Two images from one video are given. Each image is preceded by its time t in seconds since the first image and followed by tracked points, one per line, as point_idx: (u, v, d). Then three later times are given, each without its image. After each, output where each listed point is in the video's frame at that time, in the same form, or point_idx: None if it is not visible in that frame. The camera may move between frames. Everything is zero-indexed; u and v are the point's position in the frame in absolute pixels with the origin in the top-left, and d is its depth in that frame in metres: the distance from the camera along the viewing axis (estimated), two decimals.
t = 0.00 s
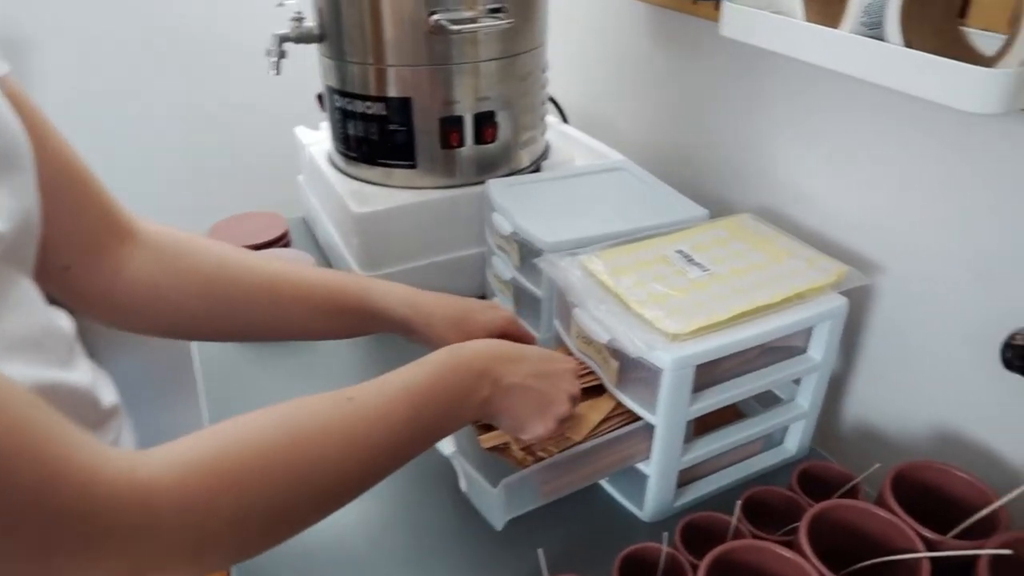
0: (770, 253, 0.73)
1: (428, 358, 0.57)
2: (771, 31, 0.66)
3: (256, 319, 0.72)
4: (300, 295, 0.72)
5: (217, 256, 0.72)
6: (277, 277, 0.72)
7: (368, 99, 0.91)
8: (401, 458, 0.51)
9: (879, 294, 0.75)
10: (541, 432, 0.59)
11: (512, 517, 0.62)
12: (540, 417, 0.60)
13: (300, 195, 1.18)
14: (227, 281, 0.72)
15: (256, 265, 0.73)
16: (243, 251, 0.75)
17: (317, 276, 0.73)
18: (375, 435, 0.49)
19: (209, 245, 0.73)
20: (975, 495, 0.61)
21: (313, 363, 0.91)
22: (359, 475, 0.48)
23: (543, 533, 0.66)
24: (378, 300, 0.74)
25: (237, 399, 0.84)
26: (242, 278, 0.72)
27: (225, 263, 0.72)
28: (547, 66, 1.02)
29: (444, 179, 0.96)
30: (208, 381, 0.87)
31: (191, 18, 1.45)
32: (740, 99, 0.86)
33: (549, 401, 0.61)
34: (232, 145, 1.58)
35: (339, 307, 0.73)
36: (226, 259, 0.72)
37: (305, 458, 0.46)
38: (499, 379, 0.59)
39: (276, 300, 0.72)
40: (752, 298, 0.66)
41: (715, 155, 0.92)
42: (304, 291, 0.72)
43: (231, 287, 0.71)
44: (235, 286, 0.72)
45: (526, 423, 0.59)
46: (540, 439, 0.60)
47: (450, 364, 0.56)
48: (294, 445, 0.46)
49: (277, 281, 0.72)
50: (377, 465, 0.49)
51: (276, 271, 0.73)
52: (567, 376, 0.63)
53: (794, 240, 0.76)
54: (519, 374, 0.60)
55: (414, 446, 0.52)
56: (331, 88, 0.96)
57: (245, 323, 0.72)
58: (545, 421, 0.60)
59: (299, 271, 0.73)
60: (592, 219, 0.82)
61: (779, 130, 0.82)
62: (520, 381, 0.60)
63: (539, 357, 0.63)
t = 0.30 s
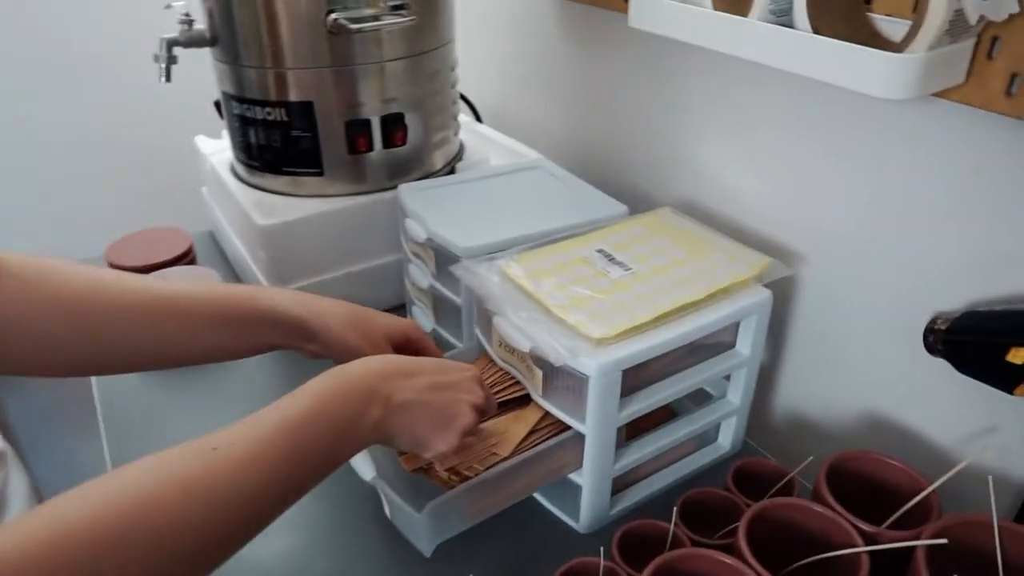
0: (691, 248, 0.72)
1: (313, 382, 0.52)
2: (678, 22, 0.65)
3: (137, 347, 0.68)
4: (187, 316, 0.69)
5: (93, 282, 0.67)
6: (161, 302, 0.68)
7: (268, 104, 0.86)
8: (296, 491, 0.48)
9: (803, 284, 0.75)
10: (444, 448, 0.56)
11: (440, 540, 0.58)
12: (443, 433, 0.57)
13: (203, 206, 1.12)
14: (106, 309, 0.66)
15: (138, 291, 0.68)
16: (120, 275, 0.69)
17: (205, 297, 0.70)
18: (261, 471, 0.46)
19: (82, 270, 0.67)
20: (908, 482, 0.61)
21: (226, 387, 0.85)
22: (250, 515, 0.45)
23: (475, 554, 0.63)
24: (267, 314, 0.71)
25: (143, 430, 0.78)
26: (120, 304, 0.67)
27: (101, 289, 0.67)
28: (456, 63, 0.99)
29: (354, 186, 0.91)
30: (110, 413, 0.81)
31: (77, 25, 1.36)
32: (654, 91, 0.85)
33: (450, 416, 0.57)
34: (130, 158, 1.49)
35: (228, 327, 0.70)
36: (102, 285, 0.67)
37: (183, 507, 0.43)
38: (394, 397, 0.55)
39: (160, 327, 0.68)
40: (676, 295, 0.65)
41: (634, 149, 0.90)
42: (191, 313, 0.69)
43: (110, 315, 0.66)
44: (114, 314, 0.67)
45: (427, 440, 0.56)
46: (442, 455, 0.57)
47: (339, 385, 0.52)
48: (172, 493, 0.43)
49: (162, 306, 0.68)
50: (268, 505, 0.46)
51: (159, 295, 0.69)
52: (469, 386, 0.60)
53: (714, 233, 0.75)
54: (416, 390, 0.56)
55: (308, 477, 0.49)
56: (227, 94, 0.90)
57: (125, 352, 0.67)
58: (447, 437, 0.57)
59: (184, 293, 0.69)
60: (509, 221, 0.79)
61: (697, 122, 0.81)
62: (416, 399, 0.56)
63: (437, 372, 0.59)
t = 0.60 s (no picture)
0: (703, 243, 0.69)
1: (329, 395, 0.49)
2: (684, 7, 0.62)
3: (124, 356, 0.64)
4: (176, 323, 0.65)
5: (77, 287, 0.62)
6: (148, 308, 0.64)
7: (252, 99, 0.82)
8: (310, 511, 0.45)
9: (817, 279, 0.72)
10: (470, 464, 0.53)
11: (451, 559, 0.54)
12: (468, 447, 0.54)
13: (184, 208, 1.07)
14: (91, 317, 0.62)
15: (123, 297, 0.64)
16: (104, 279, 0.65)
17: (195, 301, 0.66)
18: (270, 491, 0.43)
19: (63, 274, 0.63)
20: (939, 483, 0.58)
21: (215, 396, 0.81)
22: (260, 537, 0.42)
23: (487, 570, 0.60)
24: (256, 320, 0.67)
25: (128, 443, 0.74)
26: (106, 312, 0.63)
27: (86, 296, 0.62)
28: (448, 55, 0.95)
29: (343, 184, 0.87)
30: (92, 426, 0.76)
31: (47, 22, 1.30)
32: (657, 82, 0.82)
33: (474, 427, 0.55)
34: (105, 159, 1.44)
35: (218, 333, 0.67)
36: (87, 291, 0.63)
37: (186, 528, 0.40)
38: (415, 413, 0.52)
39: (149, 333, 0.64)
40: (693, 294, 0.61)
41: (636, 142, 0.87)
42: (179, 319, 0.65)
43: (96, 323, 0.62)
44: (100, 322, 0.62)
45: (451, 456, 0.53)
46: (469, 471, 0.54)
47: (355, 398, 0.49)
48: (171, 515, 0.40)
49: (149, 313, 0.64)
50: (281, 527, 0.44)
51: (146, 301, 0.64)
52: (488, 398, 0.57)
53: (727, 227, 0.72)
54: (438, 404, 0.53)
55: (322, 495, 0.46)
56: (208, 89, 0.86)
57: (112, 362, 0.63)
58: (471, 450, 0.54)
59: (172, 298, 0.65)
60: (510, 217, 0.76)
61: (703, 112, 0.77)
62: (437, 415, 0.53)
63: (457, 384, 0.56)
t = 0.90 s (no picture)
0: (754, 241, 0.64)
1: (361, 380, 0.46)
2: None
3: (130, 365, 0.59)
4: (184, 331, 0.60)
5: (78, 292, 0.57)
6: (154, 315, 0.59)
7: (267, 89, 0.77)
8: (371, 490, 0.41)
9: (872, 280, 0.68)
10: (529, 420, 0.50)
11: None
12: (519, 406, 0.50)
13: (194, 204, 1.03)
14: (92, 325, 0.57)
15: (127, 303, 0.59)
16: (108, 280, 0.60)
17: (205, 307, 0.61)
18: (320, 470, 0.39)
19: (64, 276, 0.58)
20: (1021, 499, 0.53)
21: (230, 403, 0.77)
22: (322, 519, 0.38)
23: None
24: (273, 330, 0.62)
25: (138, 453, 0.70)
26: (109, 318, 0.58)
27: (86, 302, 0.57)
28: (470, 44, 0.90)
29: (363, 179, 0.83)
30: (100, 434, 0.72)
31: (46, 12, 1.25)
32: (696, 69, 0.77)
33: (522, 392, 0.51)
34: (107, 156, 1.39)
35: (232, 341, 0.61)
36: (88, 296, 0.57)
37: (223, 520, 0.36)
38: (454, 380, 0.48)
39: (155, 342, 0.59)
40: (751, 295, 0.57)
41: (672, 136, 0.82)
42: (188, 328, 0.60)
43: (98, 331, 0.57)
44: (103, 330, 0.58)
45: (507, 417, 0.49)
46: (530, 435, 0.50)
47: (388, 377, 0.45)
48: (213, 504, 0.36)
49: (155, 320, 0.59)
50: (343, 506, 0.39)
51: (152, 307, 0.59)
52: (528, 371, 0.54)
53: (776, 223, 0.68)
54: (475, 373, 0.50)
55: (366, 493, 0.40)
56: (220, 79, 0.81)
57: (118, 371, 0.59)
58: (526, 412, 0.50)
59: (182, 303, 0.60)
60: (545, 213, 0.71)
61: (748, 104, 0.73)
62: (476, 381, 0.49)
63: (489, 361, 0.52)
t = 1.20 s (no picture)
0: (814, 243, 0.59)
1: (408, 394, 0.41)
2: None
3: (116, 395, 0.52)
4: (182, 360, 0.53)
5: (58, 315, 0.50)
6: (144, 342, 0.52)
7: (281, 78, 0.72)
8: (403, 547, 0.35)
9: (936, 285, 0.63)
10: (582, 467, 0.44)
11: None
12: (569, 451, 0.45)
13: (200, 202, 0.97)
14: (75, 352, 0.50)
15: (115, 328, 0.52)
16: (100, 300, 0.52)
17: (206, 335, 0.54)
18: (367, 496, 0.34)
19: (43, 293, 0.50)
20: None
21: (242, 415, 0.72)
22: None
23: None
24: (285, 361, 0.55)
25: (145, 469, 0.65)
26: (96, 343, 0.51)
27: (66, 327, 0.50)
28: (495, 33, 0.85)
29: (383, 175, 0.77)
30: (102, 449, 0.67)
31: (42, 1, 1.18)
32: (743, 58, 0.72)
33: (574, 429, 0.46)
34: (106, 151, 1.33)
35: (235, 371, 0.54)
36: (72, 317, 0.50)
37: None
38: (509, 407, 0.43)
39: (146, 372, 0.52)
40: (819, 301, 0.52)
41: (715, 131, 0.77)
42: (185, 356, 0.53)
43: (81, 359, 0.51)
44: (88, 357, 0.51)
45: (558, 460, 0.44)
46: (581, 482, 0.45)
47: (436, 394, 0.40)
48: None
49: (146, 347, 0.52)
50: None
51: (144, 333, 0.52)
52: (578, 399, 0.49)
53: (835, 224, 0.63)
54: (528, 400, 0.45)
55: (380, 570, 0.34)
56: (230, 68, 0.75)
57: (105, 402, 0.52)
58: (578, 456, 0.45)
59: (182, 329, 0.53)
60: (583, 211, 0.66)
61: (802, 96, 0.67)
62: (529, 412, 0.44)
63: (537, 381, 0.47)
